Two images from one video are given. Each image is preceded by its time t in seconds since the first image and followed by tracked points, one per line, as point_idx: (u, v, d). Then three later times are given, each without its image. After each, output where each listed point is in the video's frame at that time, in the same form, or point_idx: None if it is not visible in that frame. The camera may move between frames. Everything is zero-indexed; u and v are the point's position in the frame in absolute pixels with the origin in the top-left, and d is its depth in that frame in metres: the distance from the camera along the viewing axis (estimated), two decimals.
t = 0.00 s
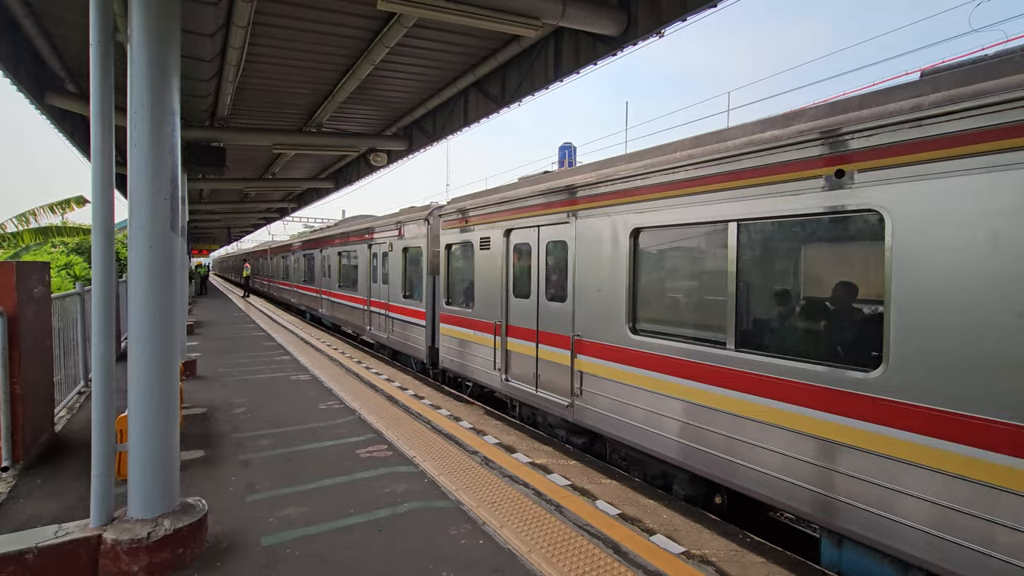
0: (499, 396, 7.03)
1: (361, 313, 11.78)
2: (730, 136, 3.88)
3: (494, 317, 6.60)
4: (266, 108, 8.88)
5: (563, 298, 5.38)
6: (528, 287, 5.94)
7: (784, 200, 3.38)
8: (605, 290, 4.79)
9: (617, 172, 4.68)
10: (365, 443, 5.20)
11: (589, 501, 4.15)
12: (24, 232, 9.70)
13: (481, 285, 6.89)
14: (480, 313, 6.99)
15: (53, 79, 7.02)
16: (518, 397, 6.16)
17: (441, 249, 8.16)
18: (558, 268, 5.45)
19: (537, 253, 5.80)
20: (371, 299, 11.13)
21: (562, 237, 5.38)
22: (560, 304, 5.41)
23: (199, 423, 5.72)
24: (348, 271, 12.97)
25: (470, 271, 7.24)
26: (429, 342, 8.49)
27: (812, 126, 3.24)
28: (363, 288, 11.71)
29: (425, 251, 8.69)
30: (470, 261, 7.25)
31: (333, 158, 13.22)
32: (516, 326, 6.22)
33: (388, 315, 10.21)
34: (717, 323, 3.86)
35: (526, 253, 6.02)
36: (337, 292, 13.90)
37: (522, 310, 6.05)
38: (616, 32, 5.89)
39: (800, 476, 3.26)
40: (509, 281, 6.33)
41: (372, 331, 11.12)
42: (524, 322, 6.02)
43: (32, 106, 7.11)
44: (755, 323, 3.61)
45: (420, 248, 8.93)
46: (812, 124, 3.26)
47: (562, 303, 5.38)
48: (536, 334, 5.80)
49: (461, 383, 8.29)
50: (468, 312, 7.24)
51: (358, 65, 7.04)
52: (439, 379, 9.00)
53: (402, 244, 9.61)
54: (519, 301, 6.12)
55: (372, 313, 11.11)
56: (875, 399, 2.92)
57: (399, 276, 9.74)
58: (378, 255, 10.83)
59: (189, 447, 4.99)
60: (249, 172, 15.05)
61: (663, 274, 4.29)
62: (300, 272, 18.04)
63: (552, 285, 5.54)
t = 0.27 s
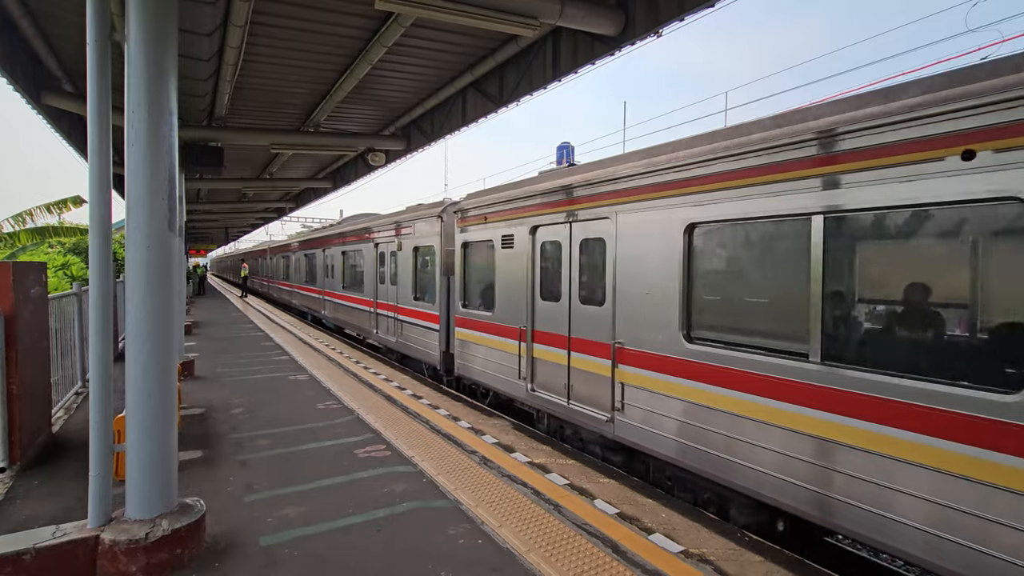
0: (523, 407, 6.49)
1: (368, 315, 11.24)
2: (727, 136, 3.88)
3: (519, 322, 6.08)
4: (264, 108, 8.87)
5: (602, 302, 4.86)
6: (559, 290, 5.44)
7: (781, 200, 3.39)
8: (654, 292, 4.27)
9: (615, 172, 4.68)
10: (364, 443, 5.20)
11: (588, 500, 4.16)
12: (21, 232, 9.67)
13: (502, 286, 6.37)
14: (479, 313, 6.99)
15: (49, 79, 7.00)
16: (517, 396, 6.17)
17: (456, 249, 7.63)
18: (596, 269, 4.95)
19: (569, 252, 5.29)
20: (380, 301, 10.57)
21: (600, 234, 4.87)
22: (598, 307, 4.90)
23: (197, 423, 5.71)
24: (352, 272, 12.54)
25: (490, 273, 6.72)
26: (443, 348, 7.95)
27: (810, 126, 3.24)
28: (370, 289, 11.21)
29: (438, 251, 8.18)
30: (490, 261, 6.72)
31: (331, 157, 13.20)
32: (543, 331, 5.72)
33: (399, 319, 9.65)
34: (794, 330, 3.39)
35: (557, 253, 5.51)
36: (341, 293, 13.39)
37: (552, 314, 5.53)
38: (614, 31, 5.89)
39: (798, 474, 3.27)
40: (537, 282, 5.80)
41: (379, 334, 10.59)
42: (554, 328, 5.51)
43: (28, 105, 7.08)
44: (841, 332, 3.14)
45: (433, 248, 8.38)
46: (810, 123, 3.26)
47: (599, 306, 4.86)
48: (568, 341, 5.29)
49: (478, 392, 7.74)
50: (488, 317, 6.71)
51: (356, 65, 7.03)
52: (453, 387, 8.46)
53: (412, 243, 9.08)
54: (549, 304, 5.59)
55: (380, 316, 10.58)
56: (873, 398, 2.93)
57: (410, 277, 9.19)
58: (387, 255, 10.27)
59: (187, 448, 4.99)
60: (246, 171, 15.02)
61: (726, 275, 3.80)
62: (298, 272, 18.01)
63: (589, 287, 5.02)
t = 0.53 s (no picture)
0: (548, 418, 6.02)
1: (375, 317, 10.72)
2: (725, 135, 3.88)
3: (532, 323, 5.82)
4: (262, 108, 8.86)
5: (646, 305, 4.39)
6: (593, 291, 4.97)
7: (780, 199, 3.39)
8: (712, 294, 3.78)
9: (613, 172, 4.68)
10: (362, 443, 5.20)
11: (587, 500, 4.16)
12: (18, 232, 9.64)
13: (527, 288, 5.89)
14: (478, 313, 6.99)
15: (46, 78, 6.98)
16: (515, 395, 6.18)
17: (473, 248, 7.16)
18: (640, 269, 4.48)
19: (606, 251, 4.82)
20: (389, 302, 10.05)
21: (643, 231, 4.41)
22: (641, 311, 4.43)
23: (195, 424, 5.71)
24: (357, 272, 12.11)
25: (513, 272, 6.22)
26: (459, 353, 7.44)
27: (808, 125, 3.25)
28: (376, 290, 10.73)
29: (454, 251, 7.73)
30: (513, 260, 6.24)
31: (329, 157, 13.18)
32: (574, 336, 5.24)
33: (410, 322, 9.16)
34: (891, 339, 2.93)
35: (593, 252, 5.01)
36: (345, 295, 12.90)
37: (585, 317, 5.06)
38: (612, 31, 5.89)
39: (796, 473, 3.28)
40: (567, 282, 5.31)
41: (387, 338, 10.10)
42: (587, 333, 5.05)
43: (25, 105, 7.06)
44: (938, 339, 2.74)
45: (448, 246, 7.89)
46: (808, 123, 3.27)
47: (644, 311, 4.39)
48: (605, 348, 4.81)
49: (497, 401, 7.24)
50: (510, 320, 6.22)
51: (354, 65, 7.02)
52: (467, 395, 8.01)
53: (423, 241, 8.62)
54: (582, 307, 5.11)
55: (388, 318, 10.10)
56: (872, 396, 2.94)
57: (421, 278, 8.70)
58: (396, 254, 9.78)
59: (185, 448, 4.98)
60: (244, 171, 15.00)
61: (795, 274, 3.37)
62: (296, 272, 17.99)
63: (630, 288, 4.56)
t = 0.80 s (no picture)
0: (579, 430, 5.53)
1: (381, 319, 10.17)
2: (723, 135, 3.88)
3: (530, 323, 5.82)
4: (260, 107, 8.84)
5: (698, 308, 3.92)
6: (635, 293, 4.46)
7: (777, 198, 3.39)
8: (783, 296, 3.33)
9: (612, 171, 4.67)
10: (361, 442, 5.19)
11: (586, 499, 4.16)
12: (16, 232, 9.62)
13: (555, 289, 5.39)
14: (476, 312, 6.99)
15: (43, 78, 6.96)
16: (513, 394, 6.18)
17: (492, 246, 6.63)
18: (691, 267, 4.00)
19: (649, 250, 4.33)
20: (398, 303, 9.48)
21: (695, 226, 3.94)
22: (695, 315, 3.93)
23: (193, 424, 5.70)
24: (360, 271, 11.60)
25: (539, 272, 5.70)
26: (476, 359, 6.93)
27: (805, 124, 3.25)
28: (382, 290, 10.20)
29: (470, 249, 7.16)
30: (538, 259, 5.73)
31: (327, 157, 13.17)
32: (609, 342, 4.75)
33: (420, 324, 8.61)
34: None
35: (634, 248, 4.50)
36: (349, 295, 12.37)
37: (623, 321, 4.57)
38: (611, 30, 5.89)
39: (793, 471, 3.28)
40: (603, 283, 4.81)
41: (395, 341, 9.57)
42: (625, 339, 4.56)
43: (22, 104, 7.04)
44: None
45: (464, 244, 7.32)
46: (806, 122, 3.27)
47: (698, 315, 3.89)
48: (648, 355, 4.32)
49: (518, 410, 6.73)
50: (535, 324, 5.70)
51: (352, 64, 7.00)
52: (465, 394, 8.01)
53: (436, 239, 8.08)
54: (620, 311, 4.61)
55: (396, 320, 9.57)
56: (869, 394, 2.94)
57: (433, 278, 8.18)
58: (405, 253, 9.23)
59: (184, 448, 4.97)
60: (243, 171, 14.97)
61: (889, 271, 2.91)
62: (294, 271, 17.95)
63: (678, 290, 4.09)
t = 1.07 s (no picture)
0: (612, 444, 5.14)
1: (390, 321, 9.67)
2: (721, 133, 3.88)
3: (529, 322, 5.82)
4: (258, 106, 8.83)
5: (761, 314, 3.51)
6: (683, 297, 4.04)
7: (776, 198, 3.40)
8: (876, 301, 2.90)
9: (611, 170, 4.67)
10: (360, 442, 5.19)
11: (585, 498, 4.16)
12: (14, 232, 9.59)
13: (587, 290, 4.95)
14: (474, 312, 6.98)
15: (40, 78, 6.94)
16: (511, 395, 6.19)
17: (513, 244, 6.14)
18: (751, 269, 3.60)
19: (699, 249, 3.93)
20: (409, 305, 8.97)
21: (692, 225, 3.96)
22: (759, 323, 3.51)
23: (192, 424, 5.69)
24: (366, 271, 11.14)
25: (569, 271, 5.25)
26: (496, 365, 6.46)
27: (804, 123, 3.26)
28: (390, 291, 9.72)
29: (489, 248, 6.65)
30: (567, 258, 5.28)
31: (326, 156, 13.15)
32: (649, 349, 4.33)
33: (433, 327, 8.11)
34: None
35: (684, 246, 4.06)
36: (354, 295, 11.89)
37: (669, 327, 4.14)
38: (609, 29, 5.89)
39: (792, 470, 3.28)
40: (645, 284, 4.37)
41: (404, 344, 9.09)
42: (669, 346, 4.14)
43: (19, 104, 7.02)
44: None
45: (482, 242, 6.81)
46: (804, 121, 3.27)
47: (764, 322, 3.47)
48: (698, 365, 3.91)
49: (541, 420, 6.26)
50: (564, 328, 5.24)
51: (351, 63, 6.99)
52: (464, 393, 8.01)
53: (450, 236, 7.58)
54: (665, 315, 4.18)
55: (405, 323, 9.09)
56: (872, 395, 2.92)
57: (447, 278, 7.68)
58: (415, 251, 8.72)
59: (182, 448, 4.97)
60: (241, 170, 14.95)
61: (1007, 275, 2.51)
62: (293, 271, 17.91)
63: (734, 293, 3.69)
